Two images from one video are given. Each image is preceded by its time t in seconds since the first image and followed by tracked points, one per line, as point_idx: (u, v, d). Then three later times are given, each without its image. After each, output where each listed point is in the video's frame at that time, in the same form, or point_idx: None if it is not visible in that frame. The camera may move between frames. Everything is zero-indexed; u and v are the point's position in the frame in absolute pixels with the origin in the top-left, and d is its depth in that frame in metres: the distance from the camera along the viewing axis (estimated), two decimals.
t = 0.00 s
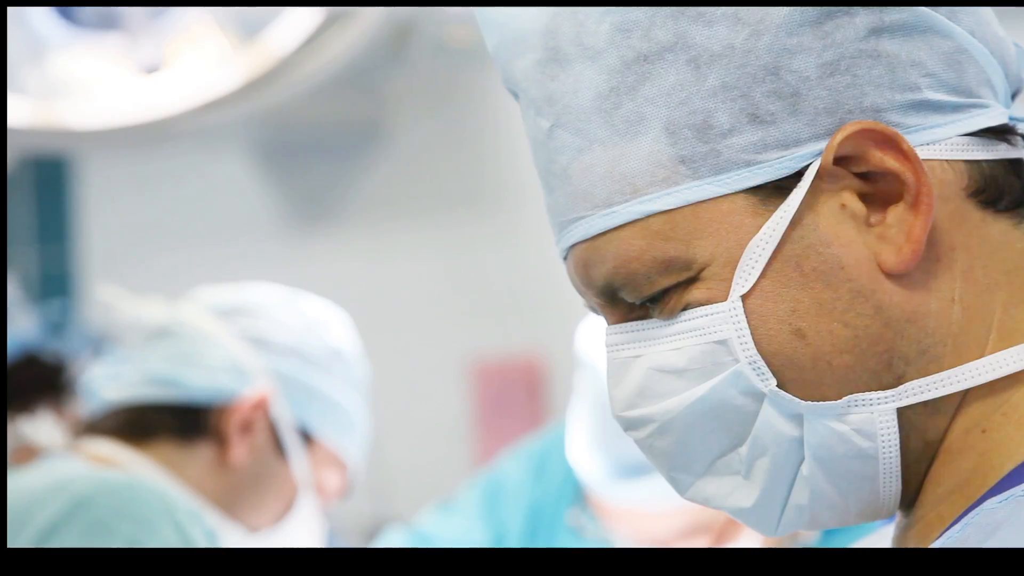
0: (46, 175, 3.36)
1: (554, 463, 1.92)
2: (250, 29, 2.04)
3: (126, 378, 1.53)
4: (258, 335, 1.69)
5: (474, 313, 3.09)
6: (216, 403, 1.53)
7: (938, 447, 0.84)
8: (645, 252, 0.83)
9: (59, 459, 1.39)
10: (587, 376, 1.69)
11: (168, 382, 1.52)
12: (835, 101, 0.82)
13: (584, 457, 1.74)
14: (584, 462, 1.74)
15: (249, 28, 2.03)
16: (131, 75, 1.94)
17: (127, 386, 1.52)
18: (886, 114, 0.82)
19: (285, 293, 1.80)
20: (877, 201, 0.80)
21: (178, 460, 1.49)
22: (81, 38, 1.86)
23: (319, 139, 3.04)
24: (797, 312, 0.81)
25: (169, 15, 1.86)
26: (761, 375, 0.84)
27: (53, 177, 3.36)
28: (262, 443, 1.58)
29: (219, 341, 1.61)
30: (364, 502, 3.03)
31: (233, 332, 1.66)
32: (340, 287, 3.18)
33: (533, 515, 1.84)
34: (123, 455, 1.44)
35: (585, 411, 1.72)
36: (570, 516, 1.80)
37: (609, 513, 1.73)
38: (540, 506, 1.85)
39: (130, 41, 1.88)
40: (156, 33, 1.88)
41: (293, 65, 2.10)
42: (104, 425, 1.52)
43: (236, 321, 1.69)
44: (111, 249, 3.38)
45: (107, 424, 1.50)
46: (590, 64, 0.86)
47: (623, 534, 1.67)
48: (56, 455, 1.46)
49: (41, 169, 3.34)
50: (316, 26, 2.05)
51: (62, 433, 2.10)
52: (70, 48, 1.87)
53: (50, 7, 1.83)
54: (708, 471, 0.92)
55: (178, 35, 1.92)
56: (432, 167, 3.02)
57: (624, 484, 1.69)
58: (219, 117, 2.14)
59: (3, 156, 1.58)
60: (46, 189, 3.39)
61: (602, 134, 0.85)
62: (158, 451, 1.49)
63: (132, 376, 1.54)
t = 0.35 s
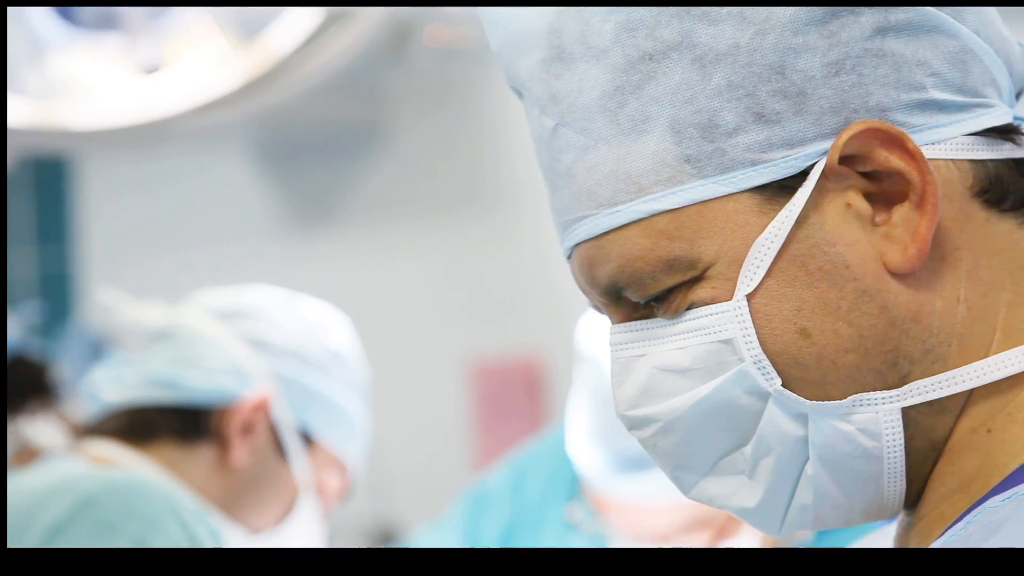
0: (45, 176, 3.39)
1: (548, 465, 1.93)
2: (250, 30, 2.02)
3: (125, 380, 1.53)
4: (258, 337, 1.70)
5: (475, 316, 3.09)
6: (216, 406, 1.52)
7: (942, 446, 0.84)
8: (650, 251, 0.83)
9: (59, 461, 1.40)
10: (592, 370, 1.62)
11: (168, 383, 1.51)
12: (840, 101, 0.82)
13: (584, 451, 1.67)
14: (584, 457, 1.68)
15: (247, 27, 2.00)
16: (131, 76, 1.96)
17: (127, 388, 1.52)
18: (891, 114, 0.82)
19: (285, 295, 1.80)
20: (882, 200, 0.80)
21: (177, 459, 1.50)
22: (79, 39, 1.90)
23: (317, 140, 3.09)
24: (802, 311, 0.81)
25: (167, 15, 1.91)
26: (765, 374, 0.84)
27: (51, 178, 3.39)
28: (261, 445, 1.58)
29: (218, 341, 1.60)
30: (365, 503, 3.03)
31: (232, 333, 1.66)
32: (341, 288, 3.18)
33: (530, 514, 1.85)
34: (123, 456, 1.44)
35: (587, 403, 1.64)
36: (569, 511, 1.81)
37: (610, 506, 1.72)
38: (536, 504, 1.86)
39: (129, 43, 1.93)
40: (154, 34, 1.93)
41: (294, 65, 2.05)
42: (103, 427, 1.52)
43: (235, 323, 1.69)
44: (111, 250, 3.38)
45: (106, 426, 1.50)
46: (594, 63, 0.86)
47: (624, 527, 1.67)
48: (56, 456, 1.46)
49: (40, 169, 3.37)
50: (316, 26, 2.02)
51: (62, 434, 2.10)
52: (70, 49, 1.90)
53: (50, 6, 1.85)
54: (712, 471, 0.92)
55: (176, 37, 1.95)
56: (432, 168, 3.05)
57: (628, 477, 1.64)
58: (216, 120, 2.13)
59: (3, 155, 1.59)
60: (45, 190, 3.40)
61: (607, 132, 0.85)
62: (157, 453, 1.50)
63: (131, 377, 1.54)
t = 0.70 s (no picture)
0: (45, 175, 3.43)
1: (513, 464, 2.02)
2: (251, 31, 2.04)
3: (123, 381, 1.53)
4: (256, 334, 1.69)
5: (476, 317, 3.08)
6: (213, 403, 1.53)
7: (944, 446, 0.84)
8: (652, 249, 0.83)
9: (59, 462, 1.39)
10: (546, 361, 1.66)
11: (166, 383, 1.51)
12: (843, 99, 0.82)
13: (544, 436, 1.76)
14: (546, 442, 1.76)
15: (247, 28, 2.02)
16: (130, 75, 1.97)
17: (125, 388, 1.52)
18: (894, 113, 0.82)
19: (283, 292, 1.81)
20: (885, 199, 0.80)
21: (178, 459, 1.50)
22: (79, 39, 1.88)
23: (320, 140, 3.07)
24: (804, 309, 0.81)
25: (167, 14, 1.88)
26: (768, 373, 0.84)
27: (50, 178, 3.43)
28: (260, 441, 1.59)
29: (214, 341, 1.60)
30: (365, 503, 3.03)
31: (228, 331, 1.66)
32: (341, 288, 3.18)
33: (497, 505, 1.95)
34: (123, 456, 1.44)
35: (541, 390, 1.73)
36: (531, 500, 1.91)
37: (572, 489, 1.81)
38: (504, 498, 1.95)
39: (130, 43, 1.90)
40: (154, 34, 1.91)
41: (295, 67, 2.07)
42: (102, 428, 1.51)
43: (233, 320, 1.69)
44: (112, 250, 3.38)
45: (106, 426, 1.49)
46: (597, 62, 0.86)
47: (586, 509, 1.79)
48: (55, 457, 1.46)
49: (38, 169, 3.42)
50: (316, 26, 2.06)
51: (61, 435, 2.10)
52: (69, 49, 1.89)
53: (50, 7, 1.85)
54: (713, 469, 0.92)
55: (178, 36, 1.94)
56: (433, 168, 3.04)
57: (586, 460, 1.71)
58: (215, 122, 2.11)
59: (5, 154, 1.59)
60: (44, 190, 3.43)
61: (609, 131, 0.86)
62: (156, 452, 1.49)
63: (129, 378, 1.53)
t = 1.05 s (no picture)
0: (44, 177, 3.37)
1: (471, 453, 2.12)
2: (249, 30, 2.08)
3: (121, 381, 1.52)
4: (252, 332, 1.69)
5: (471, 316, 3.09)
6: (212, 402, 1.51)
7: (943, 446, 0.84)
8: (652, 249, 0.83)
9: (59, 462, 1.38)
10: (496, 342, 1.77)
11: (163, 382, 1.50)
12: (844, 99, 0.82)
13: (497, 413, 1.84)
14: (500, 420, 1.83)
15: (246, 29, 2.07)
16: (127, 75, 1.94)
17: (123, 389, 1.51)
18: (893, 112, 0.82)
19: (280, 290, 1.81)
20: (885, 199, 0.80)
21: (178, 458, 1.49)
22: (78, 39, 1.89)
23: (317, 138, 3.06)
24: (804, 309, 0.81)
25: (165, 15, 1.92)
26: (768, 372, 0.84)
27: (50, 178, 3.37)
28: (260, 439, 1.58)
29: (212, 339, 1.59)
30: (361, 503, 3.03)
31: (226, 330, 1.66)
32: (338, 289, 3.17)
33: (455, 490, 2.05)
34: (122, 455, 1.44)
35: (494, 371, 1.82)
36: (490, 485, 2.01)
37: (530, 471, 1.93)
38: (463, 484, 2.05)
39: (128, 43, 1.92)
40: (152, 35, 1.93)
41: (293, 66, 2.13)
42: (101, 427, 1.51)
43: (230, 319, 1.69)
44: (110, 251, 3.38)
45: (104, 427, 1.50)
46: (596, 61, 0.86)
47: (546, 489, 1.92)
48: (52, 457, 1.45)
49: (38, 169, 3.36)
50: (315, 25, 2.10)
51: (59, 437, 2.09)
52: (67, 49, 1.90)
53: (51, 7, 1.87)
54: (712, 469, 0.92)
55: (177, 37, 1.97)
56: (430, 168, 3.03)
57: (537, 435, 1.76)
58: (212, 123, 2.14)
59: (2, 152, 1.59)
60: (43, 190, 3.39)
61: (609, 130, 0.85)
62: (155, 451, 1.48)
63: (127, 378, 1.53)
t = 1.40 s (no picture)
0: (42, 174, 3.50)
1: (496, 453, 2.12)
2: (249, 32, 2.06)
3: (120, 381, 1.52)
4: (251, 333, 1.69)
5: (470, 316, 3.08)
6: (211, 402, 1.52)
7: (941, 446, 0.84)
8: (649, 249, 0.83)
9: (59, 462, 1.38)
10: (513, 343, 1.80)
11: (163, 382, 1.50)
12: (840, 98, 0.82)
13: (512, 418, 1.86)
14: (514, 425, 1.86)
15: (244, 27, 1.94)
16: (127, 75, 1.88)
17: (121, 389, 1.51)
18: (891, 112, 0.81)
19: (278, 289, 1.80)
20: (882, 198, 0.79)
21: (178, 455, 1.50)
22: (80, 39, 1.84)
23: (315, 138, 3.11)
24: (801, 308, 0.81)
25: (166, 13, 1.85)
26: (765, 372, 0.83)
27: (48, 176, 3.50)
28: (259, 439, 1.58)
29: (211, 339, 1.59)
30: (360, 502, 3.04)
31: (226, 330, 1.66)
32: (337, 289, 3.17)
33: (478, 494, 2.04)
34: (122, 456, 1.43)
35: (511, 377, 1.87)
36: (509, 491, 2.00)
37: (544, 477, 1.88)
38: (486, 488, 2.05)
39: (129, 44, 1.87)
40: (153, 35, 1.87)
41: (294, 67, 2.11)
42: (100, 428, 1.51)
43: (229, 320, 1.69)
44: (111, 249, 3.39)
45: (105, 426, 1.50)
46: (593, 61, 0.86)
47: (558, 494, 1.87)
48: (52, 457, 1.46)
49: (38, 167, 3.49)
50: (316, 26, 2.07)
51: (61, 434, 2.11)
52: (70, 49, 1.85)
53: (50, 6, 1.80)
54: (709, 469, 0.92)
55: (176, 36, 1.89)
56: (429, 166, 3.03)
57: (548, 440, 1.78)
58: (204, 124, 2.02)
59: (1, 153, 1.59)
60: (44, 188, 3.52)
61: (605, 130, 0.86)
62: (154, 451, 1.49)
63: (125, 379, 1.53)
